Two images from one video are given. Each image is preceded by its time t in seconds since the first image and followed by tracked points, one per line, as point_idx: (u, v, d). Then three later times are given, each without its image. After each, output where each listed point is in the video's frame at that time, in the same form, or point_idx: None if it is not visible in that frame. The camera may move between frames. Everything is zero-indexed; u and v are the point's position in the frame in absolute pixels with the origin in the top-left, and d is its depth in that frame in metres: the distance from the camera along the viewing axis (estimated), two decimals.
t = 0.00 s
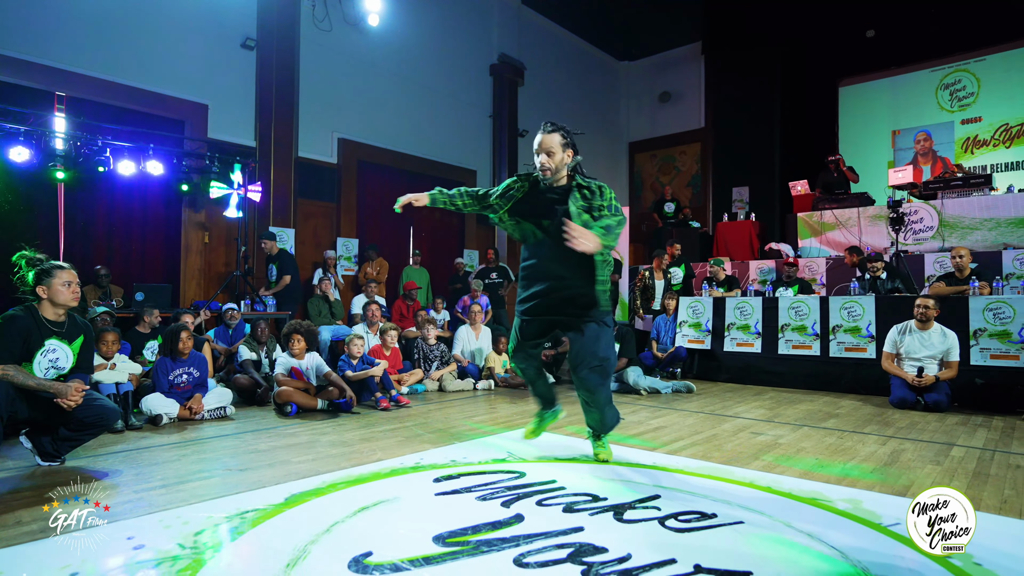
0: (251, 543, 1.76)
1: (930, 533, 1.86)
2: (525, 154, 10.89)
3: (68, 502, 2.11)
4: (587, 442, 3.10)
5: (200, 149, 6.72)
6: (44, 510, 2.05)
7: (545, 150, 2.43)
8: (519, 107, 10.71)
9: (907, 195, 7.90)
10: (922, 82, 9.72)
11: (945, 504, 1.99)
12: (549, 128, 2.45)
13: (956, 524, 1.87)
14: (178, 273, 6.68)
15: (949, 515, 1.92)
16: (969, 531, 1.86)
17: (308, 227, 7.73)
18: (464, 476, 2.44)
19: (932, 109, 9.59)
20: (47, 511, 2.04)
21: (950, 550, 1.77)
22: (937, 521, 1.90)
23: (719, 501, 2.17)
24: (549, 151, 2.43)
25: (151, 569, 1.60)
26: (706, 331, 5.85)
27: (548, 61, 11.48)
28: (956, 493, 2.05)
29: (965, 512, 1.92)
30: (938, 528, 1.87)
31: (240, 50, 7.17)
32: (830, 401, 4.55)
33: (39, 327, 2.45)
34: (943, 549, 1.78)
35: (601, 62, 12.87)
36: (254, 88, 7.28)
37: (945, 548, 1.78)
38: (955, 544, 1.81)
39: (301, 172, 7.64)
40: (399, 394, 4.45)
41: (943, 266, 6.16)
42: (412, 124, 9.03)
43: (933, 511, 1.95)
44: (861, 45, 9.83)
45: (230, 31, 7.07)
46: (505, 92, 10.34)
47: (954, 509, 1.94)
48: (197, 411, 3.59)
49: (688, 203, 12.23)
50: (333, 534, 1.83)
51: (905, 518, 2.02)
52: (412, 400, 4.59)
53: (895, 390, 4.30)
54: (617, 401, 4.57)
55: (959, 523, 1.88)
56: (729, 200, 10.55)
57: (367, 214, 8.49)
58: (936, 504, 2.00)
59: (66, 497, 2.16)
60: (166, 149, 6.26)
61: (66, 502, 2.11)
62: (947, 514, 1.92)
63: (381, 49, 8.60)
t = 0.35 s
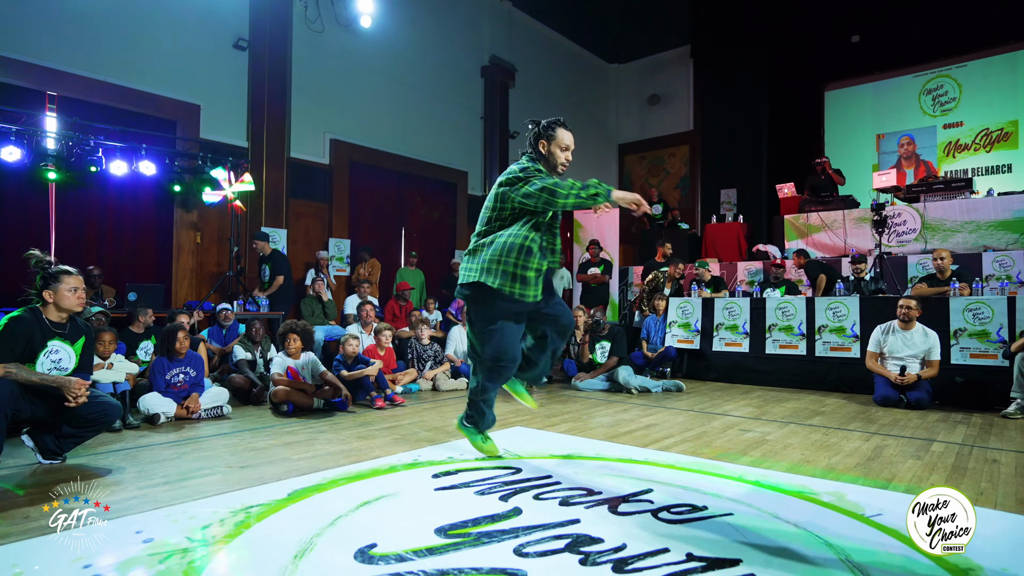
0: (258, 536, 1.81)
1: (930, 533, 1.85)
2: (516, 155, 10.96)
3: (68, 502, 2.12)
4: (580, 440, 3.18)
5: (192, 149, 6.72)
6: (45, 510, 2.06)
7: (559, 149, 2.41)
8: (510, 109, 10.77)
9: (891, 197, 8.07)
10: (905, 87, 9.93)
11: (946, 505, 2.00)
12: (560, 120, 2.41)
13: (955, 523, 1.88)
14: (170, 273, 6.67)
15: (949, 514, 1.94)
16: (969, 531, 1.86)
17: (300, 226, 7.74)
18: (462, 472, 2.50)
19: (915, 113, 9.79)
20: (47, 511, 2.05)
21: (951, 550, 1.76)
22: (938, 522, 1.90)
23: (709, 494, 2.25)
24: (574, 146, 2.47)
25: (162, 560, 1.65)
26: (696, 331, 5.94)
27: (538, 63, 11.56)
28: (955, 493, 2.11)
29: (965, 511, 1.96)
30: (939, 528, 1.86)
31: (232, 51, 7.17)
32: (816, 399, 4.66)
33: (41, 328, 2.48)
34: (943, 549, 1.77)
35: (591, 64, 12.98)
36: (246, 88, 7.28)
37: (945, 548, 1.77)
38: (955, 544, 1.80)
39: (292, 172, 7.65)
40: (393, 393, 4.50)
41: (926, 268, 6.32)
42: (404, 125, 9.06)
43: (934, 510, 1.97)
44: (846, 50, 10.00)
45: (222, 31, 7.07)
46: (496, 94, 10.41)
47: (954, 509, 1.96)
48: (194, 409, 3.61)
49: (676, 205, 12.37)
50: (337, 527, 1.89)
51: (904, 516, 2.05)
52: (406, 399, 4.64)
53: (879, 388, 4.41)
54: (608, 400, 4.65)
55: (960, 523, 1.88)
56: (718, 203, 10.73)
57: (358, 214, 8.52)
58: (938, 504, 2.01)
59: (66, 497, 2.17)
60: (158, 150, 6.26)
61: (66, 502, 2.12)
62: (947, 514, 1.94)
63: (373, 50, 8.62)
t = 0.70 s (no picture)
0: (269, 528, 1.87)
1: (930, 533, 1.84)
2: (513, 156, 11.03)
3: (68, 502, 2.15)
4: (579, 437, 3.24)
5: (191, 151, 6.75)
6: (44, 509, 2.09)
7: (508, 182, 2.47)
8: (506, 110, 10.84)
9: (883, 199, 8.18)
10: (897, 89, 10.04)
11: (947, 505, 1.99)
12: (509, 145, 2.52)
13: (956, 523, 1.87)
14: (169, 273, 6.70)
15: (949, 514, 1.93)
16: (969, 531, 1.86)
17: (298, 227, 7.78)
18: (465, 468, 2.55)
19: (906, 115, 9.91)
20: (48, 510, 2.08)
21: (951, 550, 1.75)
22: (938, 521, 1.89)
23: (706, 488, 2.32)
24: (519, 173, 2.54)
25: (177, 552, 1.71)
26: (691, 331, 6.03)
27: (534, 65, 11.63)
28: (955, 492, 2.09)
29: (964, 511, 1.95)
30: (939, 528, 1.85)
31: (231, 53, 7.20)
32: (809, 398, 4.74)
33: (53, 329, 2.53)
34: (943, 550, 1.76)
35: (586, 66, 13.07)
36: (245, 89, 7.31)
37: (945, 548, 1.76)
38: (955, 544, 1.79)
39: (290, 173, 7.68)
40: (394, 392, 4.56)
41: (917, 268, 6.43)
42: (401, 127, 9.11)
43: (934, 510, 1.95)
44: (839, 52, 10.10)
45: (220, 33, 7.10)
46: (492, 95, 10.47)
47: (955, 510, 1.96)
48: (197, 409, 3.66)
49: (671, 206, 12.46)
50: (346, 520, 1.95)
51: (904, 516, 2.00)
52: (407, 398, 4.70)
53: (871, 385, 4.49)
54: (605, 399, 4.72)
55: (959, 523, 1.88)
56: (714, 203, 10.74)
57: (356, 215, 8.56)
58: (938, 504, 2.00)
59: (67, 497, 2.21)
60: (158, 152, 6.30)
61: (66, 502, 2.16)
62: (948, 514, 1.93)
63: (370, 52, 8.66)
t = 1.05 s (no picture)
0: (277, 522, 1.91)
1: (930, 533, 1.84)
2: (514, 156, 11.06)
3: (68, 502, 2.13)
4: (580, 434, 3.28)
5: (195, 151, 6.80)
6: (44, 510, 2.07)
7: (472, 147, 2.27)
8: (507, 110, 10.88)
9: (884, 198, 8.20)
10: (899, 88, 10.05)
11: (947, 506, 1.99)
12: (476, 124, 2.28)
13: (956, 523, 1.87)
14: (173, 273, 6.75)
15: (949, 515, 1.93)
16: (969, 531, 1.85)
17: (301, 226, 7.82)
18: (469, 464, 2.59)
19: (908, 115, 9.92)
20: (47, 511, 2.06)
21: (951, 550, 1.75)
22: (938, 522, 1.88)
23: (706, 484, 2.35)
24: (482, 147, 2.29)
25: (189, 544, 1.76)
26: (692, 330, 6.06)
27: (535, 65, 11.65)
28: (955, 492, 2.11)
29: (965, 511, 1.96)
30: (939, 528, 1.85)
31: (234, 54, 7.24)
32: (810, 396, 4.77)
33: (65, 328, 2.57)
34: (944, 549, 1.75)
35: (588, 66, 13.09)
36: (247, 90, 7.36)
37: (945, 548, 1.75)
38: (955, 544, 1.78)
39: (293, 173, 7.73)
40: (397, 391, 4.60)
41: (918, 267, 6.44)
42: (402, 127, 9.15)
43: (934, 510, 1.95)
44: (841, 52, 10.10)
45: (223, 35, 7.14)
46: (494, 95, 10.50)
47: (955, 510, 1.96)
48: (204, 406, 3.69)
49: (672, 205, 12.48)
50: (352, 514, 1.99)
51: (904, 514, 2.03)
52: (410, 396, 4.74)
53: (871, 384, 4.52)
54: (606, 397, 4.76)
55: (959, 523, 1.87)
56: (714, 203, 10.82)
57: (358, 215, 8.61)
58: (939, 505, 1.99)
59: (66, 497, 2.18)
60: (162, 152, 6.35)
61: (66, 502, 2.14)
62: (948, 514, 1.93)
63: (372, 52, 8.70)
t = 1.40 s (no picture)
0: (308, 514, 1.98)
1: (930, 533, 1.81)
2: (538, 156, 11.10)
3: (68, 502, 2.14)
4: (603, 433, 3.30)
5: (226, 155, 6.98)
6: (44, 510, 2.07)
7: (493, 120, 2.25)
8: (531, 110, 10.91)
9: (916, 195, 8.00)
10: (931, 83, 9.80)
11: (947, 506, 1.98)
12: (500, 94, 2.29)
13: (955, 523, 1.85)
14: (205, 274, 6.94)
15: (949, 514, 1.90)
16: (969, 531, 1.83)
17: (328, 228, 7.97)
18: (493, 461, 2.64)
19: (941, 109, 9.68)
20: (47, 510, 2.07)
21: (950, 550, 1.72)
22: (938, 521, 1.86)
23: (728, 482, 2.36)
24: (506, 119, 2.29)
25: (225, 534, 1.83)
26: (717, 329, 6.01)
27: (558, 64, 11.65)
28: (955, 492, 2.12)
29: (964, 511, 1.95)
30: (938, 528, 1.83)
31: (263, 60, 7.42)
32: (837, 396, 4.69)
33: (105, 327, 2.71)
34: (943, 549, 1.73)
35: (611, 65, 13.05)
36: (276, 95, 7.54)
37: (945, 548, 1.73)
38: (955, 544, 1.76)
39: (321, 176, 7.88)
40: (422, 389, 4.68)
41: (951, 266, 6.29)
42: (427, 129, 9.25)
43: (934, 510, 1.94)
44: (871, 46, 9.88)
45: (253, 42, 7.33)
46: (517, 95, 10.54)
47: (954, 510, 1.94)
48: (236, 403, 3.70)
49: (698, 204, 12.36)
50: (380, 508, 2.04)
51: (905, 514, 2.04)
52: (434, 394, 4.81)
53: (900, 384, 4.44)
54: (630, 396, 4.76)
55: (959, 523, 1.85)
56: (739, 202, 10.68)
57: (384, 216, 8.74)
58: (938, 505, 2.00)
59: (66, 497, 2.19)
60: (195, 156, 6.56)
61: (66, 502, 2.14)
62: (947, 514, 1.90)
63: (397, 56, 8.82)
